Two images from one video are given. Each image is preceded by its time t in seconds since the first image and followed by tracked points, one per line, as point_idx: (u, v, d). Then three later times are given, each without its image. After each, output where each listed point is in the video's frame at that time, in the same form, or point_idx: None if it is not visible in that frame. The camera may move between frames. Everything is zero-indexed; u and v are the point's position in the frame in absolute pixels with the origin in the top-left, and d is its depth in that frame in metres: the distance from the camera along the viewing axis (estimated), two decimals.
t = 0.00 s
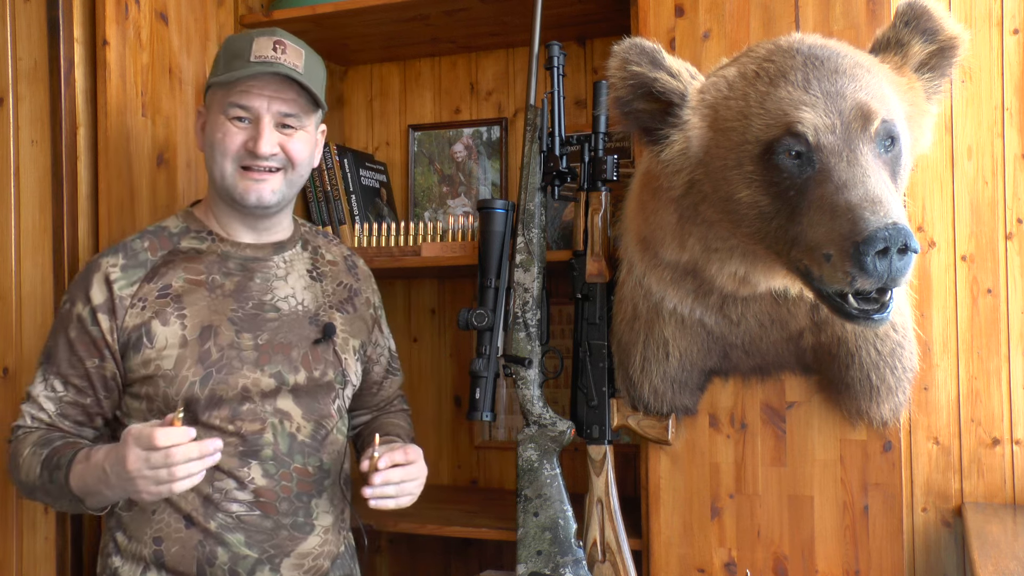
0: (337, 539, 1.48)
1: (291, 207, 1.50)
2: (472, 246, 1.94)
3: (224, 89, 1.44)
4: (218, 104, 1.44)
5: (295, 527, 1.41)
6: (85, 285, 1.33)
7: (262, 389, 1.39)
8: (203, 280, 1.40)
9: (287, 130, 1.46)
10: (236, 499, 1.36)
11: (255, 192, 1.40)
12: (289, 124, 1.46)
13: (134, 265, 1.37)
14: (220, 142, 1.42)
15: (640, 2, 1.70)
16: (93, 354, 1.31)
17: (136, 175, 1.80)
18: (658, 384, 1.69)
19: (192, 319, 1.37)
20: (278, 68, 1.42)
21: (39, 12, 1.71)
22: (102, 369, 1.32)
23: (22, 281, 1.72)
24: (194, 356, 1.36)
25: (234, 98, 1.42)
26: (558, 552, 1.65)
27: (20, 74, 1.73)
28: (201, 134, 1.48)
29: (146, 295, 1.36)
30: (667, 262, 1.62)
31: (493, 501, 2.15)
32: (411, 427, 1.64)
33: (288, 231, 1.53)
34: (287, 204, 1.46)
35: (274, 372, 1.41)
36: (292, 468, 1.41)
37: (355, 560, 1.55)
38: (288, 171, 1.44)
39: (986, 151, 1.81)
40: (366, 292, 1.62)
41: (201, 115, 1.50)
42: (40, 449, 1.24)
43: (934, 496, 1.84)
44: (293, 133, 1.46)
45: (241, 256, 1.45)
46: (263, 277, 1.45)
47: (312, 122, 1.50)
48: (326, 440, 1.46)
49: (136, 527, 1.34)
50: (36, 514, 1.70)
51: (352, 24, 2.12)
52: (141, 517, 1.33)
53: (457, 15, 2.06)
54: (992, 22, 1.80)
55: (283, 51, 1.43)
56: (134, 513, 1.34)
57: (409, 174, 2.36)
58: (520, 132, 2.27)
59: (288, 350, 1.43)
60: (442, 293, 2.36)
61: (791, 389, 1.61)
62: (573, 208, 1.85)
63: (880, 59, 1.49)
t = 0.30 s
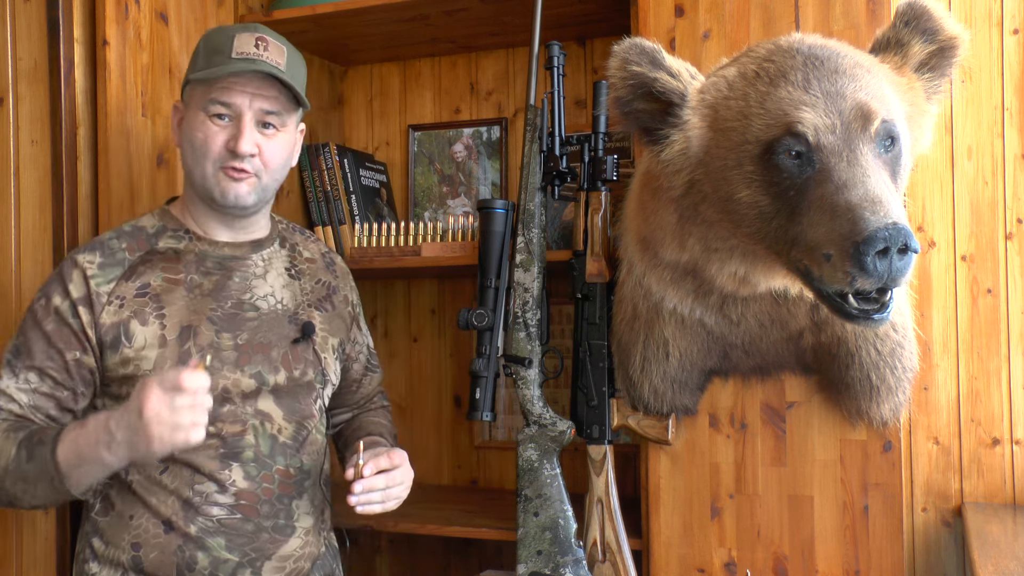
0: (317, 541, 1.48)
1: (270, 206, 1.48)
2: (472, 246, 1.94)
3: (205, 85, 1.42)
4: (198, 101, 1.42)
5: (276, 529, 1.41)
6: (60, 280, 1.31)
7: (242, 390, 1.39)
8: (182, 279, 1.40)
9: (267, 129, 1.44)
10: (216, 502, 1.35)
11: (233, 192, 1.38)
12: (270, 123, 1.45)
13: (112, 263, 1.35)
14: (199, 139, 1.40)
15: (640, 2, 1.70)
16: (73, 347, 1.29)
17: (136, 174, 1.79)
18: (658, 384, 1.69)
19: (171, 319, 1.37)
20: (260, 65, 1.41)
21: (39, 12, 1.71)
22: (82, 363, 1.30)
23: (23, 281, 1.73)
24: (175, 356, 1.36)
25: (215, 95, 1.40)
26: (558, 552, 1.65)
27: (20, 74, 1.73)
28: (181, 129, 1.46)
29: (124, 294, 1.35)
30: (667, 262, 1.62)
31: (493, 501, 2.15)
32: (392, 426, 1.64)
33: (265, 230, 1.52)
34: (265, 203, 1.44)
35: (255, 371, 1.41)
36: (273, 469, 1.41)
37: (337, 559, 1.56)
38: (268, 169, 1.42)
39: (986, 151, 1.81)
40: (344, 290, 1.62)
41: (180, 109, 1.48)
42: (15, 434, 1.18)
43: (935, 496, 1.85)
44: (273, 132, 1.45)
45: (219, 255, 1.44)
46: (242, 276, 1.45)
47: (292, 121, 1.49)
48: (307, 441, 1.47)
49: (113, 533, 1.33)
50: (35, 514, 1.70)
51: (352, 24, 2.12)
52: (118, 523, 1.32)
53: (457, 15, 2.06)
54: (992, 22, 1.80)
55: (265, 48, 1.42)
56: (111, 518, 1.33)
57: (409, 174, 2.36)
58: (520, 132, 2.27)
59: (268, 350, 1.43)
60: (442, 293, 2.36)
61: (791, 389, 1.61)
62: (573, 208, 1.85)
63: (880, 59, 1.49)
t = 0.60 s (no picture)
0: (330, 539, 1.50)
1: (268, 207, 1.52)
2: (472, 246, 1.94)
3: (202, 90, 1.46)
4: (197, 105, 1.46)
5: (288, 525, 1.42)
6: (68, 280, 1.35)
7: (250, 387, 1.42)
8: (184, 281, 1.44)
9: (263, 132, 1.48)
10: (228, 499, 1.38)
11: (230, 192, 1.42)
12: (266, 126, 1.49)
13: (118, 265, 1.39)
14: (198, 142, 1.45)
15: (640, 2, 1.70)
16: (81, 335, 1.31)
17: (135, 174, 1.79)
18: (658, 384, 1.69)
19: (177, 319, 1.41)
20: (256, 69, 1.45)
21: (39, 12, 1.71)
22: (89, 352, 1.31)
23: (23, 280, 1.73)
24: (182, 354, 1.39)
25: (213, 99, 1.45)
26: (559, 552, 1.65)
27: (20, 74, 1.73)
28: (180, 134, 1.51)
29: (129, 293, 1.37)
30: (667, 262, 1.61)
31: (493, 501, 2.15)
32: (396, 429, 1.66)
33: (267, 231, 1.55)
34: (263, 204, 1.49)
35: (262, 369, 1.43)
36: (283, 466, 1.43)
37: (352, 561, 1.57)
38: (265, 170, 1.46)
39: (986, 151, 1.83)
40: (348, 292, 1.64)
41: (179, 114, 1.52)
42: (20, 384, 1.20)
43: (934, 496, 1.88)
44: (269, 134, 1.49)
45: (221, 258, 1.47)
46: (246, 277, 1.48)
47: (288, 124, 1.54)
48: (316, 438, 1.49)
49: (128, 533, 1.36)
50: (36, 513, 1.70)
51: (352, 24, 2.12)
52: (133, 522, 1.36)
53: (457, 15, 2.06)
54: (992, 22, 1.83)
55: (260, 53, 1.46)
56: (126, 519, 1.37)
57: (409, 174, 2.36)
58: (520, 131, 2.27)
59: (274, 348, 1.45)
60: (442, 293, 2.36)
61: (791, 389, 1.61)
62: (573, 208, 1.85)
63: (880, 58, 1.49)
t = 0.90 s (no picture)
0: (358, 533, 1.54)
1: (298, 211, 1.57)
2: (472, 246, 1.94)
3: (237, 96, 1.51)
4: (232, 111, 1.52)
5: (317, 518, 1.47)
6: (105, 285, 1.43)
7: (280, 383, 1.46)
8: (216, 282, 1.48)
9: (295, 138, 1.53)
10: (258, 492, 1.42)
11: (262, 194, 1.47)
12: (298, 131, 1.54)
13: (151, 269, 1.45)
14: (232, 146, 1.50)
15: (640, 2, 1.70)
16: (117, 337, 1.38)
17: (136, 174, 1.79)
18: (658, 384, 1.69)
19: (209, 318, 1.45)
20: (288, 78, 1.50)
21: (39, 12, 1.71)
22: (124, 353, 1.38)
23: (22, 280, 1.73)
24: (214, 350, 1.43)
25: (247, 106, 1.50)
26: (558, 552, 1.65)
27: (20, 74, 1.73)
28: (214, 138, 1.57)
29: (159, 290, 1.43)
30: (667, 262, 1.61)
31: (493, 501, 2.15)
32: (425, 429, 1.69)
33: (294, 235, 1.60)
34: (293, 206, 1.54)
35: (291, 365, 1.47)
36: (313, 460, 1.47)
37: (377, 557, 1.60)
38: (296, 173, 1.51)
39: (986, 151, 1.83)
40: (374, 294, 1.67)
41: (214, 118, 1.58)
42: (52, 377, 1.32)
43: (934, 496, 1.87)
44: (301, 139, 1.54)
45: (251, 259, 1.52)
46: (275, 278, 1.52)
47: (319, 130, 1.58)
48: (345, 434, 1.53)
49: (163, 527, 1.41)
50: (35, 514, 1.70)
51: (352, 24, 2.12)
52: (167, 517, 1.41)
53: (457, 15, 2.06)
54: (992, 22, 1.83)
55: (293, 62, 1.51)
56: (159, 514, 1.42)
57: (409, 174, 2.36)
58: (520, 132, 2.27)
59: (303, 346, 1.49)
60: (442, 293, 2.36)
61: (791, 389, 1.61)
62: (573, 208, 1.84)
63: (880, 59, 1.49)
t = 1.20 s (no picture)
0: (375, 534, 1.55)
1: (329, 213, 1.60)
2: (472, 246, 1.94)
3: (281, 96, 1.55)
4: (275, 111, 1.55)
5: (339, 517, 1.48)
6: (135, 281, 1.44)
7: (310, 381, 1.47)
8: (247, 280, 1.51)
9: (335, 139, 1.57)
10: (284, 489, 1.43)
11: (302, 190, 1.50)
12: (338, 134, 1.58)
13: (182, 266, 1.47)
14: (274, 144, 1.53)
15: (640, 2, 1.70)
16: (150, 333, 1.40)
17: (136, 174, 1.79)
18: (658, 384, 1.69)
19: (241, 314, 1.48)
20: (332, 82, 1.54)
21: (39, 12, 1.71)
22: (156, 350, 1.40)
23: (22, 281, 1.73)
24: (246, 347, 1.46)
25: (291, 107, 1.54)
26: (558, 552, 1.65)
27: (20, 74, 1.73)
28: (252, 138, 1.59)
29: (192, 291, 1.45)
30: (667, 262, 1.61)
31: (494, 501, 2.15)
32: (439, 434, 1.68)
33: (323, 238, 1.62)
34: (329, 205, 1.56)
35: (320, 364, 1.49)
36: (338, 460, 1.48)
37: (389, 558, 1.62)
38: (335, 172, 1.54)
39: (986, 151, 1.83)
40: (395, 299, 1.69)
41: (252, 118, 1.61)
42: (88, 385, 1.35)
43: (934, 496, 1.87)
44: (341, 142, 1.57)
45: (281, 259, 1.54)
46: (304, 278, 1.54)
47: (355, 136, 1.62)
48: (370, 435, 1.54)
49: (186, 522, 1.42)
50: (35, 514, 1.70)
51: (352, 24, 2.12)
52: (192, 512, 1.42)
53: (457, 15, 2.06)
54: (992, 22, 1.83)
55: (337, 67, 1.56)
56: (183, 510, 1.43)
57: (409, 174, 2.36)
58: (520, 132, 2.27)
59: (332, 346, 1.51)
60: (441, 293, 2.36)
61: (791, 389, 1.61)
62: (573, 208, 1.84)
63: (880, 59, 1.49)
